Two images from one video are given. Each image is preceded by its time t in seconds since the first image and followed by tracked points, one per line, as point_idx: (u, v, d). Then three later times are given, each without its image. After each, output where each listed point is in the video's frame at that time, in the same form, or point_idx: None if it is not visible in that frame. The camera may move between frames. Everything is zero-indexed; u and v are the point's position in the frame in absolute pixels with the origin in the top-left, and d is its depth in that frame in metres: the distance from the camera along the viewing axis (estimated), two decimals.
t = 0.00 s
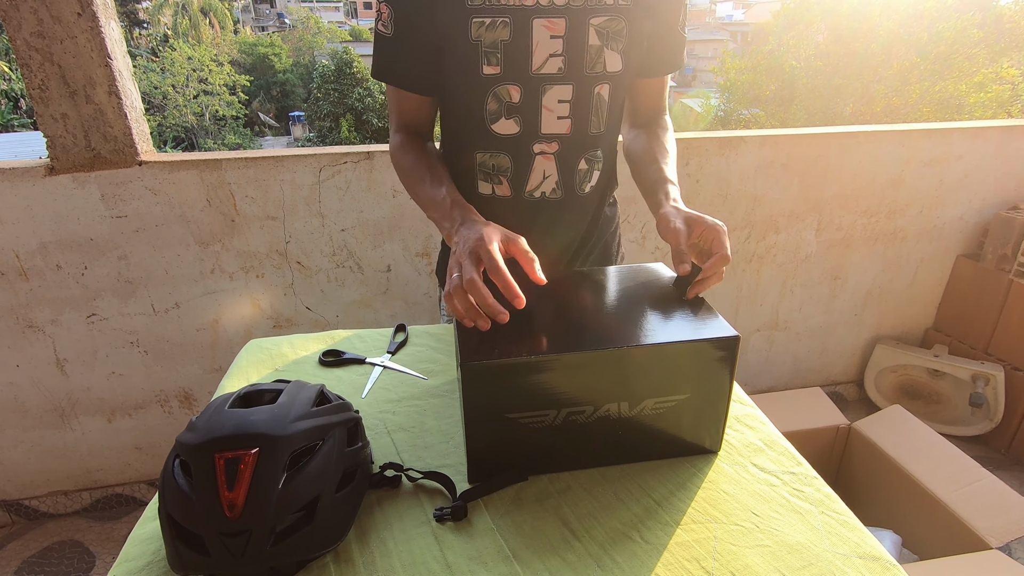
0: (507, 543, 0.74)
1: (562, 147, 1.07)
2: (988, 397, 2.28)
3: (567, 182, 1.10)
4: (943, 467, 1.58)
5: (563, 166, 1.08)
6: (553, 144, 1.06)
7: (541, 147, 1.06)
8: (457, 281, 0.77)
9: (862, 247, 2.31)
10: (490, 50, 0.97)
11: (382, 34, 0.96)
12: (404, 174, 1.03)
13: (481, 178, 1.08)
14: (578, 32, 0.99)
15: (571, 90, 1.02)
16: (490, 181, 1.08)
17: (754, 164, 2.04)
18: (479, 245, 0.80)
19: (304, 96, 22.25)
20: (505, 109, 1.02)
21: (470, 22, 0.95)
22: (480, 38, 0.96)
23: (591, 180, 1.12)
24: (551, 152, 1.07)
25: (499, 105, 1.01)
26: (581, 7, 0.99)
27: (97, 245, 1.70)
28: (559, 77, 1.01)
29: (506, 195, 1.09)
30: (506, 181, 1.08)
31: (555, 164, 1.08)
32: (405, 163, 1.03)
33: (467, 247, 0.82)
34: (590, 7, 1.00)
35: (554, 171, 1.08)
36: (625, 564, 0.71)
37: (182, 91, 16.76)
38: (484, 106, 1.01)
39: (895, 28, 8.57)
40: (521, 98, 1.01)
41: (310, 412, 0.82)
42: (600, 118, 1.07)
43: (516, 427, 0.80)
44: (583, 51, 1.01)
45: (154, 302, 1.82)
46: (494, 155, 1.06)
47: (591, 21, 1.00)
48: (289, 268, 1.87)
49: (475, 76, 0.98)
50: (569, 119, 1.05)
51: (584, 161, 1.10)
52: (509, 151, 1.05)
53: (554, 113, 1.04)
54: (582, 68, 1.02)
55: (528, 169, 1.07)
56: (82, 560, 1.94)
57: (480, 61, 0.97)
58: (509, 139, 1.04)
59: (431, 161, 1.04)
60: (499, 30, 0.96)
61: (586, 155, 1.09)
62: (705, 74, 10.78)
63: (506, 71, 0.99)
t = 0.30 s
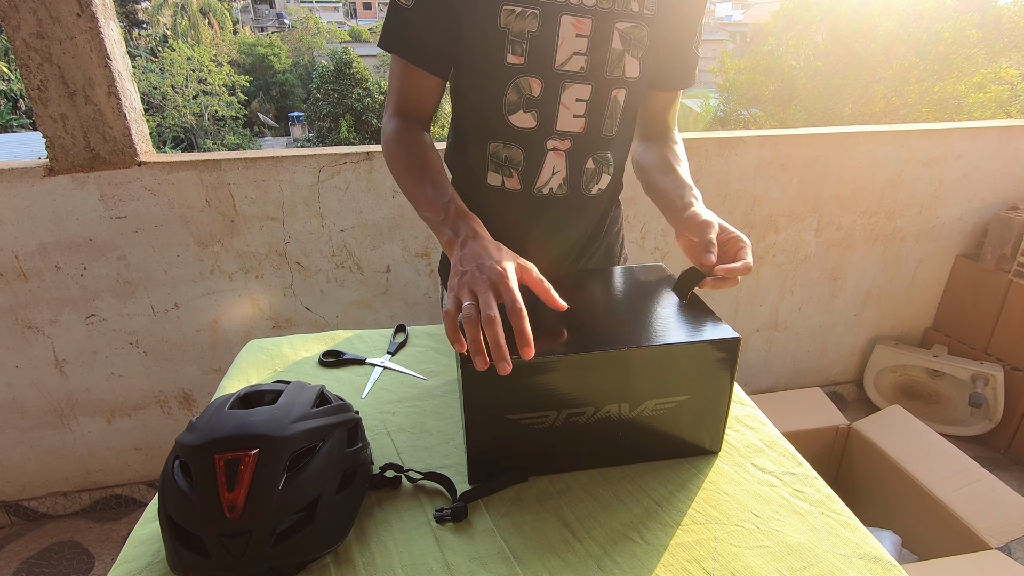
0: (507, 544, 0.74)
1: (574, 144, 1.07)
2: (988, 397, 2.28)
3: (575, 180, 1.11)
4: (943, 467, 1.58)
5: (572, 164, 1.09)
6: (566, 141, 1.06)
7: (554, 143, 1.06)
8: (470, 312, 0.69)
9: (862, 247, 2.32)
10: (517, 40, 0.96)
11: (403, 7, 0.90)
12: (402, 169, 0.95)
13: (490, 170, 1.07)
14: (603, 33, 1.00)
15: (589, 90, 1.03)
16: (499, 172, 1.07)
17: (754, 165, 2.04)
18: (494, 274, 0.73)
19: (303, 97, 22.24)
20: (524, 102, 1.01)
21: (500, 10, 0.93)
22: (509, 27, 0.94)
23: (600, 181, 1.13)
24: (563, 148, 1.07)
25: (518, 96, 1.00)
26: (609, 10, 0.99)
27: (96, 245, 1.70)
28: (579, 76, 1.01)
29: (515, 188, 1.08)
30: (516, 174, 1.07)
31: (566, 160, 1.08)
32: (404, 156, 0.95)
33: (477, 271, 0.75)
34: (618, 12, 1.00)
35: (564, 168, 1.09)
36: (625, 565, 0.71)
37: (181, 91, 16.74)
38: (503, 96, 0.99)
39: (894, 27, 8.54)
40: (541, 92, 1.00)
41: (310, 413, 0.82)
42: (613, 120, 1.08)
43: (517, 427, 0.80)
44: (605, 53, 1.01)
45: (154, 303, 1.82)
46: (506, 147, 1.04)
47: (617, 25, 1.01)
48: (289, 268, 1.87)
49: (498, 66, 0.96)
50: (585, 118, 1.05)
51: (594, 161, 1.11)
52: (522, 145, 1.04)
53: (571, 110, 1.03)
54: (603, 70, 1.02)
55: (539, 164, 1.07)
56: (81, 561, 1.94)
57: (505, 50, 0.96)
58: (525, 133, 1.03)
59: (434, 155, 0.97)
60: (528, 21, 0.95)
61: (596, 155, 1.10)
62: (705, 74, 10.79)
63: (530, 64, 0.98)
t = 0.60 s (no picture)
0: (507, 544, 0.74)
1: (592, 151, 1.08)
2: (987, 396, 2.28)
3: (588, 185, 1.12)
4: (943, 467, 1.57)
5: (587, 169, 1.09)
6: (587, 147, 1.07)
7: (576, 147, 1.06)
8: (509, 302, 0.69)
9: (861, 247, 2.32)
10: (557, 40, 0.96)
11: None
12: (424, 152, 0.92)
13: (511, 164, 1.05)
14: (635, 48, 1.04)
15: (614, 100, 1.05)
16: (519, 168, 1.05)
17: (753, 164, 2.04)
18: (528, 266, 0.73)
19: (304, 97, 22.28)
20: (555, 102, 1.01)
21: (548, 8, 0.94)
22: (552, 25, 0.95)
23: (608, 187, 1.14)
24: (583, 152, 1.07)
25: (550, 95, 1.00)
26: (641, 27, 1.03)
27: (95, 246, 1.70)
28: (608, 85, 1.03)
29: (530, 186, 1.07)
30: (534, 171, 1.06)
31: (584, 165, 1.09)
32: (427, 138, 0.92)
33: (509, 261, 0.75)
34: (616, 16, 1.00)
35: (581, 172, 1.09)
36: (625, 565, 0.70)
37: (180, 91, 16.73)
38: (536, 93, 0.99)
39: (894, 27, 8.52)
40: (573, 94, 1.01)
41: (310, 413, 0.82)
42: (626, 133, 1.11)
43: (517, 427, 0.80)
44: (632, 68, 1.05)
45: (153, 303, 1.81)
46: (530, 145, 1.04)
47: (646, 43, 1.05)
48: (288, 268, 1.87)
49: (536, 62, 0.96)
50: (608, 127, 1.07)
51: (605, 167, 1.12)
52: (546, 143, 1.04)
53: (597, 118, 1.05)
54: (629, 84, 1.06)
55: (557, 166, 1.07)
56: (79, 562, 1.94)
57: (545, 47, 0.96)
58: (550, 131, 1.03)
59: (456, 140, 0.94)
60: (571, 23, 0.96)
61: (608, 162, 1.11)
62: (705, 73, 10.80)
63: (567, 65, 0.98)
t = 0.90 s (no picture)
0: (506, 543, 0.74)
1: (610, 151, 1.09)
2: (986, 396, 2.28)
3: (602, 185, 1.13)
4: (942, 466, 1.58)
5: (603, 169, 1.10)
6: (605, 148, 1.08)
7: (595, 147, 1.07)
8: (674, 268, 0.82)
9: (861, 247, 2.32)
10: (591, 39, 0.94)
11: None
12: (484, 146, 0.85)
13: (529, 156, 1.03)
14: (653, 60, 1.04)
15: (630, 105, 1.06)
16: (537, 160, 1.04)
17: (752, 164, 2.04)
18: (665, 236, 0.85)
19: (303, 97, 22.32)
20: (581, 100, 0.99)
21: (587, 7, 0.91)
22: (589, 24, 0.92)
23: (620, 190, 1.17)
24: (601, 153, 1.08)
25: (577, 94, 0.98)
26: (663, 40, 1.03)
27: (94, 246, 1.70)
28: (628, 90, 1.03)
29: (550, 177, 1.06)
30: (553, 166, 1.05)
31: (600, 165, 1.09)
32: (482, 129, 0.85)
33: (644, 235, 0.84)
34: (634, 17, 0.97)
35: (596, 171, 1.10)
36: (623, 564, 0.70)
37: (179, 91, 16.71)
38: (563, 90, 0.97)
39: (892, 27, 8.56)
40: (598, 95, 1.00)
41: (309, 412, 0.82)
42: (633, 138, 1.14)
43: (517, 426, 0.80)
44: (649, 77, 1.06)
45: (152, 303, 1.81)
46: (550, 138, 1.03)
47: (665, 56, 1.05)
48: (287, 268, 1.87)
49: (569, 61, 0.94)
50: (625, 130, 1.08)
51: (620, 171, 1.14)
52: (566, 140, 1.03)
53: (618, 120, 1.05)
54: (645, 91, 1.07)
55: (575, 164, 1.07)
56: (78, 562, 1.93)
57: (579, 46, 0.93)
58: (572, 129, 1.02)
59: (507, 125, 0.87)
60: (606, 24, 0.94)
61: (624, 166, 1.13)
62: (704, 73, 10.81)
63: (597, 67, 0.97)
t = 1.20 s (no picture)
0: (504, 542, 0.74)
1: (617, 148, 1.08)
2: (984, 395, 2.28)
3: (608, 182, 1.13)
4: (940, 465, 1.58)
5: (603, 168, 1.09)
6: (612, 144, 1.07)
7: (602, 143, 1.06)
8: (681, 271, 0.81)
9: (859, 246, 2.32)
10: (600, 37, 0.94)
11: None
12: (494, 142, 0.83)
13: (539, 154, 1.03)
14: (658, 58, 1.04)
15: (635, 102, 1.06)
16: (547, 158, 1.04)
17: (751, 163, 2.04)
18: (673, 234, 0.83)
19: (303, 97, 22.29)
20: (589, 97, 1.00)
21: (597, 6, 0.91)
22: (598, 21, 0.92)
23: (625, 187, 1.18)
24: (608, 149, 1.08)
25: (586, 90, 0.98)
26: (668, 38, 1.03)
27: (91, 245, 1.69)
28: (633, 87, 1.03)
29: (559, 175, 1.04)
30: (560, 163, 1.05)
31: (607, 161, 1.09)
32: (493, 125, 0.83)
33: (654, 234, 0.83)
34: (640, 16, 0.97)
35: (603, 167, 1.10)
36: (622, 562, 0.70)
37: (177, 90, 16.67)
38: (572, 87, 0.97)
39: (891, 26, 8.48)
40: (607, 92, 1.00)
41: (308, 412, 0.81)
42: (638, 137, 1.13)
43: (516, 425, 0.80)
44: (654, 75, 1.05)
45: (150, 303, 1.81)
46: (559, 135, 1.02)
47: (669, 55, 1.05)
48: (285, 268, 1.87)
49: (578, 58, 0.94)
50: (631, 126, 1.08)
51: (626, 168, 1.14)
52: (575, 137, 1.03)
53: (625, 117, 1.05)
54: (650, 89, 1.07)
55: (581, 161, 1.06)
56: (77, 562, 1.93)
57: (588, 43, 0.94)
58: (581, 126, 1.02)
59: (519, 121, 0.85)
60: (614, 22, 0.94)
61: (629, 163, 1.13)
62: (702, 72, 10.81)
63: (605, 63, 0.97)
